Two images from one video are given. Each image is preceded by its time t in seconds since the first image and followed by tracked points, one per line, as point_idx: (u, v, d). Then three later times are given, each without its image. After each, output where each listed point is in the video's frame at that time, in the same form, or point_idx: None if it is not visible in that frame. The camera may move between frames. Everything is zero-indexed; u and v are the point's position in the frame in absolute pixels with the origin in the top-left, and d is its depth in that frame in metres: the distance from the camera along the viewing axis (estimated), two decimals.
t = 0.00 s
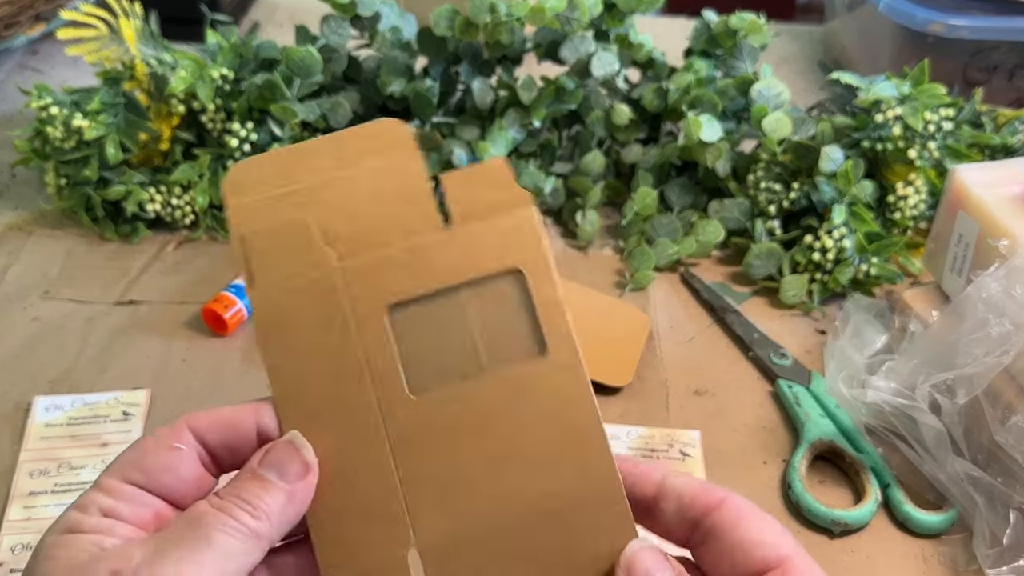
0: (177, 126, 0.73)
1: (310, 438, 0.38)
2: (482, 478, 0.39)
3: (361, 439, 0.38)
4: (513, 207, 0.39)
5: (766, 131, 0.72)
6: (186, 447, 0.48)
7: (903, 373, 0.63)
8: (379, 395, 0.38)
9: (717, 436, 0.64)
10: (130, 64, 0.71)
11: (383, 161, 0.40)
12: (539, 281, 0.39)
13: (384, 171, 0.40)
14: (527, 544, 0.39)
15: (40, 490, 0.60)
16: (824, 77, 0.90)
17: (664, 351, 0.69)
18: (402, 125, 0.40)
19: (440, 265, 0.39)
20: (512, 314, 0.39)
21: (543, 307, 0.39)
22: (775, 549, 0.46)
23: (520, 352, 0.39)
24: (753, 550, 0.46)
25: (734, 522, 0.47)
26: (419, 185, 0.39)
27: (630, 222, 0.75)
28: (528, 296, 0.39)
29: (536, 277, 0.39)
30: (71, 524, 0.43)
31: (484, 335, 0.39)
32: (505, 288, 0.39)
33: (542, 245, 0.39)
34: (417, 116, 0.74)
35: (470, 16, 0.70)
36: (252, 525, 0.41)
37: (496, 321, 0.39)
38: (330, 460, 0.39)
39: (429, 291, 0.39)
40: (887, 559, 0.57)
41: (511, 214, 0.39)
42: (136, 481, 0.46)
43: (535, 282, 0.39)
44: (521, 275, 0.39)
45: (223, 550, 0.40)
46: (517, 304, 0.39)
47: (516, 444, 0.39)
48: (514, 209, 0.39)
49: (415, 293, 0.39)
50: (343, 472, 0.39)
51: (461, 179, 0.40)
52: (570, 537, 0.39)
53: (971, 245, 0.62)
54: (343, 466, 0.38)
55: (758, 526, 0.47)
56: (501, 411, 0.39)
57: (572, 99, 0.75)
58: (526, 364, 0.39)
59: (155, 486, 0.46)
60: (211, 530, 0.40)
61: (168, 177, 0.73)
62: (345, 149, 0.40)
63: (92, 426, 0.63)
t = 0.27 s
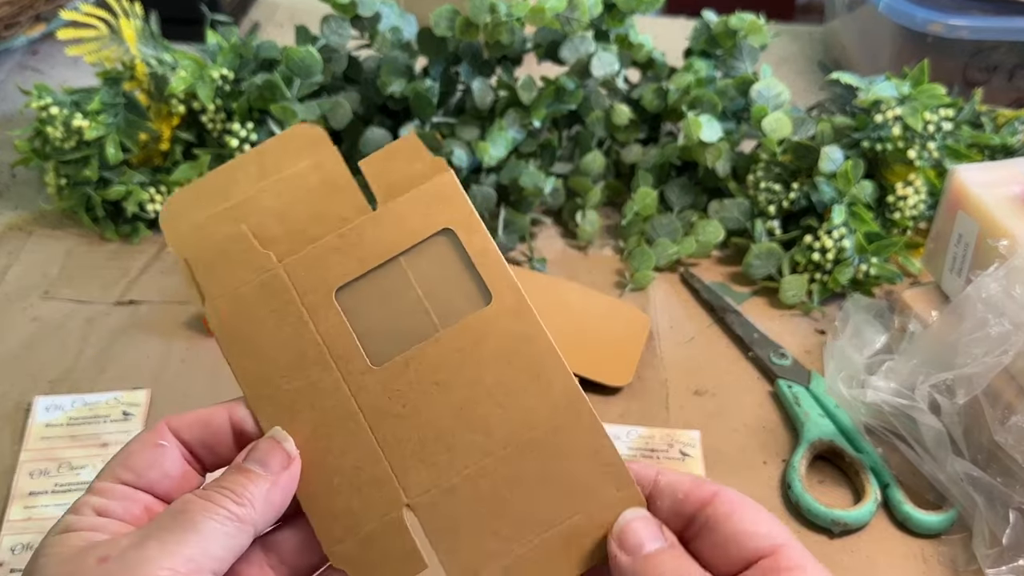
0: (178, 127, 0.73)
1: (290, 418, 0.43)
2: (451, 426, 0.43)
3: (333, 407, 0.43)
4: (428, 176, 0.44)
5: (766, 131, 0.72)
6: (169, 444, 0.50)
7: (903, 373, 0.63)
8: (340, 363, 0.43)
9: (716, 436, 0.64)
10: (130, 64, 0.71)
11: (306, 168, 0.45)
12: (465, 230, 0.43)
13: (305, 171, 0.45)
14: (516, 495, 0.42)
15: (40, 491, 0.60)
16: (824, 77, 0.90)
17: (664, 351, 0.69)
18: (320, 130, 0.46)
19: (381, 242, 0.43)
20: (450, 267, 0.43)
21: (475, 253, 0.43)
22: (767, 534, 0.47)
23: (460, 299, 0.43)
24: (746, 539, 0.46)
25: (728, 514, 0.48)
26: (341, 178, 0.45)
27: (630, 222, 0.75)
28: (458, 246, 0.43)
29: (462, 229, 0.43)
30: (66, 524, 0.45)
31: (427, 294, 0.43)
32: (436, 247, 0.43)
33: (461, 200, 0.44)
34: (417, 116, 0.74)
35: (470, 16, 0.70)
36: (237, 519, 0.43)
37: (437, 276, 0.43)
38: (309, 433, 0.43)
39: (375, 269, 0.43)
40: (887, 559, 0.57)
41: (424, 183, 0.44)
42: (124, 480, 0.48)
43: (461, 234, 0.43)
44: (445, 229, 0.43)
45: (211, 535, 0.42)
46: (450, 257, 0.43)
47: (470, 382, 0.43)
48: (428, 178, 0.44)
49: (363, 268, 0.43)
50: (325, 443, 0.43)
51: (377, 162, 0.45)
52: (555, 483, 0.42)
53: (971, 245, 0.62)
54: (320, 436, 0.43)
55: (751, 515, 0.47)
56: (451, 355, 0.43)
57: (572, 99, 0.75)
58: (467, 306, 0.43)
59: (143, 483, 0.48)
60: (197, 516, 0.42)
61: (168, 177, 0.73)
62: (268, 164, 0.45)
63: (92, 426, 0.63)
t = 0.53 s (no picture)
0: (178, 127, 0.73)
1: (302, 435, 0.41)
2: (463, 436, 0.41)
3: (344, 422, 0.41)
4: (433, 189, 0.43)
5: (766, 131, 0.72)
6: (124, 419, 0.51)
7: (903, 373, 0.63)
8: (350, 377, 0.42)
9: (716, 436, 0.64)
10: (130, 64, 0.71)
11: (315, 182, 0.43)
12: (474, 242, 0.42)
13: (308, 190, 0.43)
14: (527, 496, 0.41)
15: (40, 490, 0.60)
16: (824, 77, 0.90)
17: (664, 351, 0.69)
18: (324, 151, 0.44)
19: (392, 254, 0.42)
20: (458, 277, 0.42)
21: (483, 262, 0.42)
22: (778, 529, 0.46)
23: (470, 309, 0.42)
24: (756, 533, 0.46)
25: (738, 506, 0.47)
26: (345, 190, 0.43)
27: (630, 222, 0.75)
28: (466, 257, 0.42)
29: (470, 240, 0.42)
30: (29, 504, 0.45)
31: (439, 306, 0.42)
32: (446, 258, 0.43)
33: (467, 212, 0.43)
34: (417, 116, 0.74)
35: (470, 16, 0.70)
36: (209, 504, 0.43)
37: (447, 286, 0.42)
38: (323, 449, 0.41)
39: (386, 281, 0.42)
40: (887, 559, 0.57)
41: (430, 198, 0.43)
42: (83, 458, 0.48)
43: (469, 245, 0.42)
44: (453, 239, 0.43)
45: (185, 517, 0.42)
46: (459, 268, 0.42)
47: (483, 392, 0.42)
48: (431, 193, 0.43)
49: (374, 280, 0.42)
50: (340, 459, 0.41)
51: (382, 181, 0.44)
52: (570, 484, 0.42)
53: (971, 245, 0.62)
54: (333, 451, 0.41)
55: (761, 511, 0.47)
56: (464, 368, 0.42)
57: (572, 99, 0.75)
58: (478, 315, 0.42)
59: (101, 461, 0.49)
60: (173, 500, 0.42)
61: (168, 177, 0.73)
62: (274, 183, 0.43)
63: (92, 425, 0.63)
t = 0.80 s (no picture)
0: (178, 127, 0.73)
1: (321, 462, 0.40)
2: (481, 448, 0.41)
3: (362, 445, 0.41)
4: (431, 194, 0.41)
5: (765, 131, 0.72)
6: None
7: (902, 373, 0.63)
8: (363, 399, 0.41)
9: (717, 436, 0.64)
10: (131, 64, 0.71)
11: (299, 191, 0.40)
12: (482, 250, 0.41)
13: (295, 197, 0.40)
14: (546, 503, 0.41)
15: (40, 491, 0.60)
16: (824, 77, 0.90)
17: (664, 351, 0.69)
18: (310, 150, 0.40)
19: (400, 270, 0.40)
20: (466, 287, 0.41)
21: (492, 271, 0.41)
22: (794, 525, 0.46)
23: (482, 321, 0.41)
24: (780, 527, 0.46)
25: (763, 499, 0.47)
26: (338, 202, 0.40)
27: (630, 222, 0.75)
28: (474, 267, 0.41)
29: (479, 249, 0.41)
30: None
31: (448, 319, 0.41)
32: (452, 268, 0.41)
33: (470, 219, 0.41)
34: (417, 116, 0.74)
35: (470, 17, 0.71)
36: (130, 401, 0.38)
37: (455, 297, 0.41)
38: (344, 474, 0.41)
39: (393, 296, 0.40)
40: (887, 559, 0.57)
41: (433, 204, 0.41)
42: None
43: (475, 254, 0.41)
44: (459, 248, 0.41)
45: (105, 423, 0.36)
46: (466, 278, 0.41)
47: (498, 407, 0.41)
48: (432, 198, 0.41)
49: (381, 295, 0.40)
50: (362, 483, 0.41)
51: (374, 185, 0.41)
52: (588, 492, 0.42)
53: (971, 245, 0.62)
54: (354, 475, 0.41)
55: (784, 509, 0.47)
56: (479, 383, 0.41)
57: (572, 99, 0.75)
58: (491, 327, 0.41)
59: None
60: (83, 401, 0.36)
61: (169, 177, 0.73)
62: (259, 193, 0.40)
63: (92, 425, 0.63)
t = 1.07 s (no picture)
0: (178, 127, 0.73)
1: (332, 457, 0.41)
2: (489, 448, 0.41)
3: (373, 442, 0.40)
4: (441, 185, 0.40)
5: (765, 131, 0.72)
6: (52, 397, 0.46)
7: (902, 373, 0.63)
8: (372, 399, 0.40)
9: (717, 437, 0.64)
10: (130, 64, 0.71)
11: (303, 176, 0.40)
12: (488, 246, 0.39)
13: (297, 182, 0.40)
14: (554, 505, 0.41)
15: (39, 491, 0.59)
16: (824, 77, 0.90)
17: (664, 351, 0.69)
18: (315, 134, 0.40)
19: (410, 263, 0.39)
20: (472, 288, 0.40)
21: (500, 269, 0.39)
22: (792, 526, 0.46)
23: (491, 316, 0.40)
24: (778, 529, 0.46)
25: (765, 502, 0.47)
26: (345, 190, 0.40)
27: (630, 222, 0.75)
28: (481, 262, 0.40)
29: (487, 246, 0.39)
30: None
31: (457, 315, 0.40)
32: (460, 262, 0.40)
33: (476, 212, 0.39)
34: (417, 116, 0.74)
35: (470, 17, 0.71)
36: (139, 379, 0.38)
37: (466, 292, 0.40)
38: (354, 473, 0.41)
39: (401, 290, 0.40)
40: (887, 559, 0.57)
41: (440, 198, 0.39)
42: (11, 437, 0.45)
43: (485, 251, 0.39)
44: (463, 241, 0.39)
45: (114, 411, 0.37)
46: (472, 273, 0.40)
47: (509, 410, 0.40)
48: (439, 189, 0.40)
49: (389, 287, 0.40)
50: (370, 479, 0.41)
51: (381, 172, 0.40)
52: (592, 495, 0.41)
53: (971, 245, 0.62)
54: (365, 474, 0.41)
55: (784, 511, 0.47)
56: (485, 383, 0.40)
57: (572, 99, 0.75)
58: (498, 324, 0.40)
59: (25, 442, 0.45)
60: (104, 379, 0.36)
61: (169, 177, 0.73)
62: (265, 173, 0.40)
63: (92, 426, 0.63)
